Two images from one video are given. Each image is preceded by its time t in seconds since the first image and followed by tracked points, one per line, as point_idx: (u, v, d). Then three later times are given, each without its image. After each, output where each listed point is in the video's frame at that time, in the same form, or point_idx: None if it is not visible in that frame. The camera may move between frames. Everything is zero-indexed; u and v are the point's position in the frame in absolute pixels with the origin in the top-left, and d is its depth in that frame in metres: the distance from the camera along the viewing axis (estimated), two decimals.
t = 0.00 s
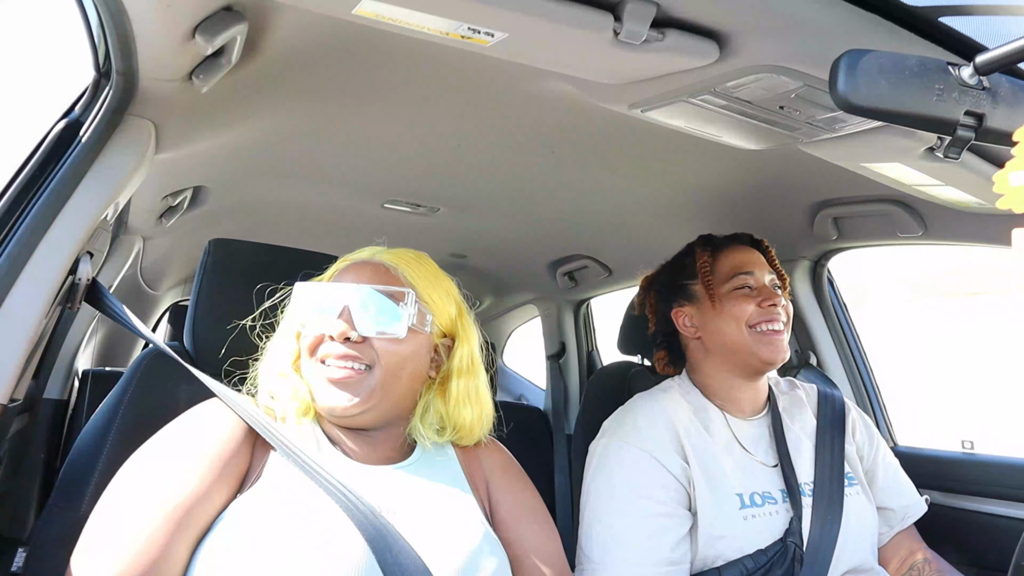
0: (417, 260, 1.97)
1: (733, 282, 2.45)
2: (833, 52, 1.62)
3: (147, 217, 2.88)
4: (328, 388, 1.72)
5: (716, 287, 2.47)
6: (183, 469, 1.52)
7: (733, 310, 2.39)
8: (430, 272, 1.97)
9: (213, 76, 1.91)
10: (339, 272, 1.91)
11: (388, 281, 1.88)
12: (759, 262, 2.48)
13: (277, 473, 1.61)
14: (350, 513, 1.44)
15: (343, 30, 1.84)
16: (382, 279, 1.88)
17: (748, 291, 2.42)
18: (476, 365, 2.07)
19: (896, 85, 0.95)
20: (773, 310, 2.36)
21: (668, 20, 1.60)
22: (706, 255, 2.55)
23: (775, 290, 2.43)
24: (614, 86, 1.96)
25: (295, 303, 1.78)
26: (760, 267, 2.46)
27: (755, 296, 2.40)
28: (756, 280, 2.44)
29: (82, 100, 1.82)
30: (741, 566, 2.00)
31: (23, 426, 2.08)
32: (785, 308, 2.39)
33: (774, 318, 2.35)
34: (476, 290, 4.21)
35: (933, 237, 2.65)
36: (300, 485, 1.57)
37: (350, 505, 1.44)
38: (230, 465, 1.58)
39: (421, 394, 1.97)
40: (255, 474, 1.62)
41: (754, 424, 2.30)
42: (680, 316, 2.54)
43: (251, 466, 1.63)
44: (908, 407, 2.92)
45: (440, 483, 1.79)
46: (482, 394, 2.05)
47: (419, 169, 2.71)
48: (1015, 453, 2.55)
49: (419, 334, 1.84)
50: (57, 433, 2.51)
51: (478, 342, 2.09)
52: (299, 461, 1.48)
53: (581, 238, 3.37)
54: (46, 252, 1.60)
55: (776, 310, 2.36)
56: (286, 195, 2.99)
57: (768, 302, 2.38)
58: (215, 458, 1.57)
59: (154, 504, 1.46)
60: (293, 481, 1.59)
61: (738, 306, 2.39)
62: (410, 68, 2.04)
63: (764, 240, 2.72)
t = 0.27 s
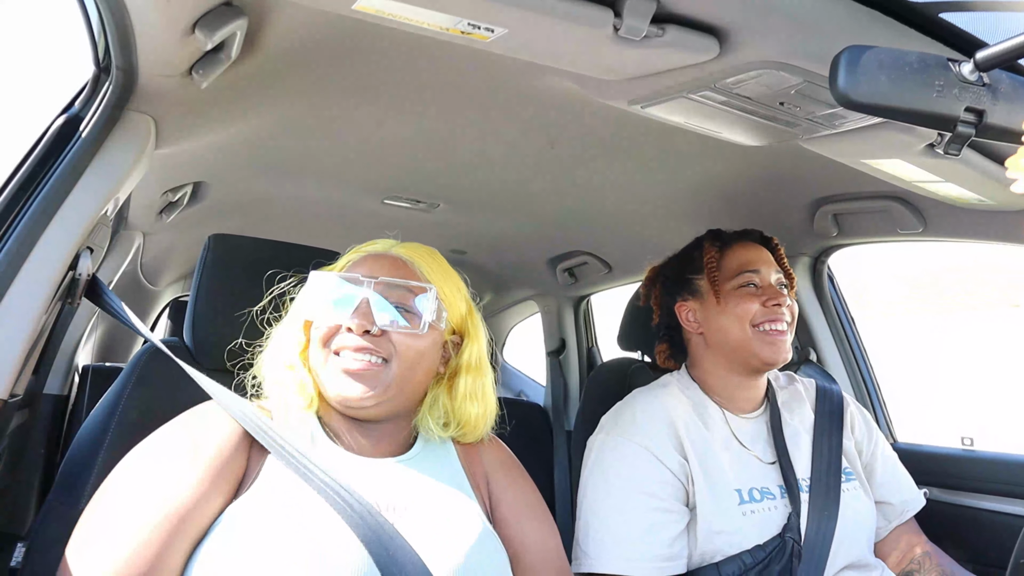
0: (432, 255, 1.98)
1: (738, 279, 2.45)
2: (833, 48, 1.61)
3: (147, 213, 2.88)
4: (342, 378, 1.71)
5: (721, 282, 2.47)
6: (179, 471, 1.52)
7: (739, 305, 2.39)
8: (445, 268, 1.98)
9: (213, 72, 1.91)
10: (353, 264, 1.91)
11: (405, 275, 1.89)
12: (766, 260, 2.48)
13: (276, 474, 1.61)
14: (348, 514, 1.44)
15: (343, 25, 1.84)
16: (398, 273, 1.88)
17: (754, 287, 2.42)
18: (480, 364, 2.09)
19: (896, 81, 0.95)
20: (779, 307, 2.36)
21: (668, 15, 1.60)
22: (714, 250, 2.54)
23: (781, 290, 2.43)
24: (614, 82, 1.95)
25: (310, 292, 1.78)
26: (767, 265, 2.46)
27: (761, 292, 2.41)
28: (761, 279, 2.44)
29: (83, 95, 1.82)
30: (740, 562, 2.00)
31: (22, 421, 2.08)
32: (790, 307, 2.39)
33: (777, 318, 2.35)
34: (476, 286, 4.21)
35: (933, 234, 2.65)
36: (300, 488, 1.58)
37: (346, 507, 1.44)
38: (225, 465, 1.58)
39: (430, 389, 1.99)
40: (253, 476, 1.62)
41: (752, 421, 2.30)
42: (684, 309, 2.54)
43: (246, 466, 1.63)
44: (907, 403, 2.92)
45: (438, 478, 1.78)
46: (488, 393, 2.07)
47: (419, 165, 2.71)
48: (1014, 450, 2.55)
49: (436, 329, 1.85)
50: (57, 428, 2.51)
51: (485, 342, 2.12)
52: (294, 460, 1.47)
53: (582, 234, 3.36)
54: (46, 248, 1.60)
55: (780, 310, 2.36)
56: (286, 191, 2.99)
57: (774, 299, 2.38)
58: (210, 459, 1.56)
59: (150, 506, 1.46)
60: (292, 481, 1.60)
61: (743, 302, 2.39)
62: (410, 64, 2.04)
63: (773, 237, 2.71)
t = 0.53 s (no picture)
0: (408, 256, 1.95)
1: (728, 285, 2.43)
2: (836, 51, 1.61)
3: (149, 213, 2.88)
4: (323, 388, 1.72)
5: (711, 289, 2.46)
6: (177, 473, 1.53)
7: (727, 313, 2.38)
8: (422, 269, 1.95)
9: (216, 73, 1.91)
10: (331, 271, 1.91)
11: (381, 280, 1.87)
12: (758, 266, 2.46)
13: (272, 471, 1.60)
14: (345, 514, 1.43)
15: (346, 26, 1.84)
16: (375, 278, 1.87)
17: (748, 293, 2.41)
18: (470, 360, 2.05)
19: (899, 83, 0.95)
20: (771, 314, 2.35)
21: (671, 18, 1.60)
22: (702, 257, 2.52)
23: (772, 296, 2.42)
24: (617, 84, 1.95)
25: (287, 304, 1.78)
26: (757, 272, 2.45)
27: (753, 298, 2.40)
28: (752, 285, 2.43)
29: (85, 96, 1.82)
30: (738, 565, 2.01)
31: (24, 420, 2.08)
32: (780, 314, 2.37)
33: (768, 327, 2.33)
34: (477, 287, 4.21)
35: (935, 237, 2.65)
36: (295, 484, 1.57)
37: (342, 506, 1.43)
38: (222, 467, 1.59)
39: (415, 389, 1.96)
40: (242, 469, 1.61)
41: (749, 424, 2.30)
42: (676, 314, 2.54)
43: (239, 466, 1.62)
44: (909, 407, 2.92)
45: (436, 478, 1.78)
46: (477, 387, 2.05)
47: (421, 166, 2.71)
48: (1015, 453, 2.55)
49: (412, 333, 1.83)
50: (58, 428, 2.51)
51: (473, 336, 2.08)
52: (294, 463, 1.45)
53: (583, 236, 3.36)
54: (47, 248, 1.61)
55: (771, 318, 2.35)
56: (288, 192, 2.99)
57: (764, 305, 2.37)
58: (208, 461, 1.58)
59: (148, 509, 1.47)
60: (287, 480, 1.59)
61: (732, 310, 2.38)
62: (413, 65, 2.04)
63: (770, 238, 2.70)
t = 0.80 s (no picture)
0: (421, 262, 1.96)
1: (728, 287, 2.43)
2: (833, 52, 1.62)
3: (148, 218, 2.88)
4: (334, 390, 1.72)
5: (711, 290, 2.46)
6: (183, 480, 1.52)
7: (730, 314, 2.38)
8: (434, 274, 1.95)
9: (214, 77, 1.91)
10: (342, 275, 1.90)
11: (393, 285, 1.87)
12: (760, 268, 2.46)
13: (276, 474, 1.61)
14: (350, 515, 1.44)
15: (344, 30, 1.84)
16: (387, 283, 1.86)
17: (749, 293, 2.41)
18: (478, 367, 2.04)
19: (897, 84, 0.95)
20: (771, 314, 2.34)
21: (668, 20, 1.60)
22: (703, 258, 2.52)
23: (772, 297, 2.41)
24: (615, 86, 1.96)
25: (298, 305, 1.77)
26: (758, 273, 2.44)
27: (753, 299, 2.40)
28: (752, 286, 2.42)
29: (83, 102, 1.82)
30: (741, 566, 2.00)
31: (23, 426, 2.08)
32: (780, 316, 2.37)
33: (767, 328, 2.33)
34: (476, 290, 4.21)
35: (934, 238, 2.65)
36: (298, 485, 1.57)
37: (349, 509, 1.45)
38: (229, 473, 1.59)
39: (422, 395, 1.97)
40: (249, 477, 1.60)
41: (750, 426, 2.30)
42: (678, 315, 2.54)
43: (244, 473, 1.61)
44: (908, 407, 2.92)
45: (437, 481, 1.78)
46: (484, 396, 2.03)
47: (420, 169, 2.71)
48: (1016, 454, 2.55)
49: (423, 338, 1.83)
50: (58, 434, 2.51)
51: (482, 343, 2.07)
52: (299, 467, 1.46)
53: (582, 238, 3.37)
54: (47, 253, 1.61)
55: (770, 319, 2.34)
56: (286, 196, 2.99)
57: (767, 306, 2.37)
58: (215, 468, 1.57)
59: (154, 517, 1.47)
60: (290, 483, 1.59)
61: (733, 311, 2.38)
62: (411, 68, 2.04)
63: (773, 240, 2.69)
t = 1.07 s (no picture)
0: (433, 267, 1.98)
1: (723, 282, 2.44)
2: (832, 50, 1.62)
3: (147, 219, 2.88)
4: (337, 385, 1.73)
5: (707, 287, 2.46)
6: (177, 475, 1.53)
7: (727, 309, 2.38)
8: (445, 279, 1.98)
9: (212, 78, 1.91)
10: (353, 274, 1.92)
11: (405, 286, 1.89)
12: (752, 263, 2.47)
13: (271, 472, 1.60)
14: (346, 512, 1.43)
15: (342, 30, 1.84)
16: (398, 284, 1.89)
17: (745, 289, 2.42)
18: (478, 376, 2.06)
19: (896, 80, 0.95)
20: (767, 310, 2.35)
21: (667, 18, 1.60)
22: (699, 255, 2.53)
23: (767, 293, 2.42)
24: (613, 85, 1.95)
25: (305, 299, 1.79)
26: (752, 269, 2.45)
27: (750, 295, 2.40)
28: (747, 282, 2.43)
29: (81, 102, 1.83)
30: (739, 564, 2.00)
31: (23, 427, 2.08)
32: (775, 313, 2.38)
33: (762, 323, 2.34)
34: (476, 289, 4.21)
35: (933, 235, 2.65)
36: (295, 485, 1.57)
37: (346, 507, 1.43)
38: (223, 468, 1.59)
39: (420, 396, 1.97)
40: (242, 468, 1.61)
41: (745, 421, 2.30)
42: (673, 311, 2.54)
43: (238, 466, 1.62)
44: (908, 404, 2.92)
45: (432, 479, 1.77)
46: (483, 403, 2.04)
47: (419, 169, 2.71)
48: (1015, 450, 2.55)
49: (431, 341, 1.84)
50: (58, 434, 2.51)
51: (484, 353, 2.10)
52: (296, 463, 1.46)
53: (581, 237, 3.37)
54: (47, 253, 1.61)
55: (765, 315, 2.35)
56: (285, 196, 2.99)
57: (765, 303, 2.37)
58: (209, 462, 1.57)
59: (149, 511, 1.47)
60: (285, 482, 1.59)
61: (729, 306, 2.38)
62: (409, 68, 2.04)
63: (765, 237, 2.70)
